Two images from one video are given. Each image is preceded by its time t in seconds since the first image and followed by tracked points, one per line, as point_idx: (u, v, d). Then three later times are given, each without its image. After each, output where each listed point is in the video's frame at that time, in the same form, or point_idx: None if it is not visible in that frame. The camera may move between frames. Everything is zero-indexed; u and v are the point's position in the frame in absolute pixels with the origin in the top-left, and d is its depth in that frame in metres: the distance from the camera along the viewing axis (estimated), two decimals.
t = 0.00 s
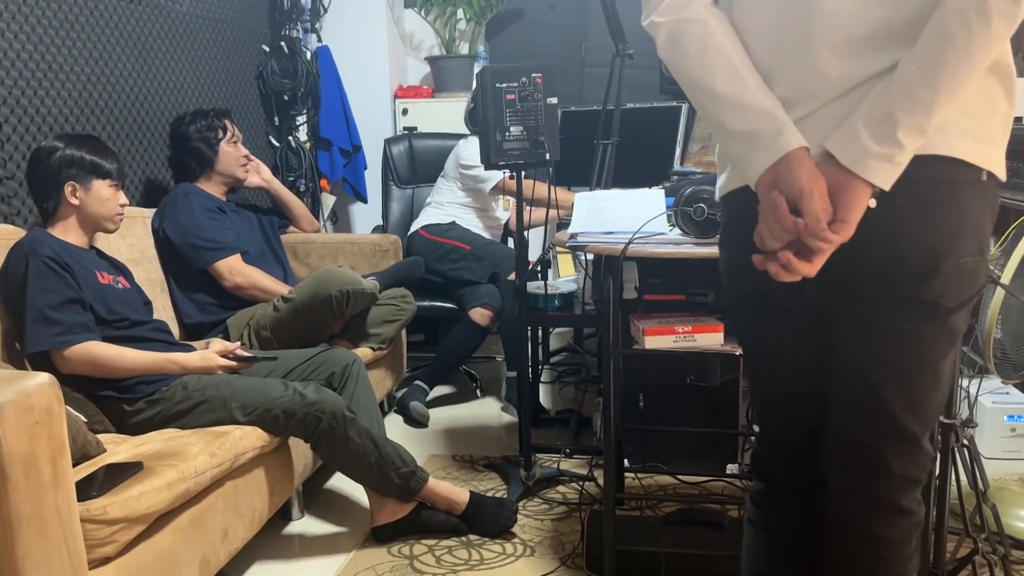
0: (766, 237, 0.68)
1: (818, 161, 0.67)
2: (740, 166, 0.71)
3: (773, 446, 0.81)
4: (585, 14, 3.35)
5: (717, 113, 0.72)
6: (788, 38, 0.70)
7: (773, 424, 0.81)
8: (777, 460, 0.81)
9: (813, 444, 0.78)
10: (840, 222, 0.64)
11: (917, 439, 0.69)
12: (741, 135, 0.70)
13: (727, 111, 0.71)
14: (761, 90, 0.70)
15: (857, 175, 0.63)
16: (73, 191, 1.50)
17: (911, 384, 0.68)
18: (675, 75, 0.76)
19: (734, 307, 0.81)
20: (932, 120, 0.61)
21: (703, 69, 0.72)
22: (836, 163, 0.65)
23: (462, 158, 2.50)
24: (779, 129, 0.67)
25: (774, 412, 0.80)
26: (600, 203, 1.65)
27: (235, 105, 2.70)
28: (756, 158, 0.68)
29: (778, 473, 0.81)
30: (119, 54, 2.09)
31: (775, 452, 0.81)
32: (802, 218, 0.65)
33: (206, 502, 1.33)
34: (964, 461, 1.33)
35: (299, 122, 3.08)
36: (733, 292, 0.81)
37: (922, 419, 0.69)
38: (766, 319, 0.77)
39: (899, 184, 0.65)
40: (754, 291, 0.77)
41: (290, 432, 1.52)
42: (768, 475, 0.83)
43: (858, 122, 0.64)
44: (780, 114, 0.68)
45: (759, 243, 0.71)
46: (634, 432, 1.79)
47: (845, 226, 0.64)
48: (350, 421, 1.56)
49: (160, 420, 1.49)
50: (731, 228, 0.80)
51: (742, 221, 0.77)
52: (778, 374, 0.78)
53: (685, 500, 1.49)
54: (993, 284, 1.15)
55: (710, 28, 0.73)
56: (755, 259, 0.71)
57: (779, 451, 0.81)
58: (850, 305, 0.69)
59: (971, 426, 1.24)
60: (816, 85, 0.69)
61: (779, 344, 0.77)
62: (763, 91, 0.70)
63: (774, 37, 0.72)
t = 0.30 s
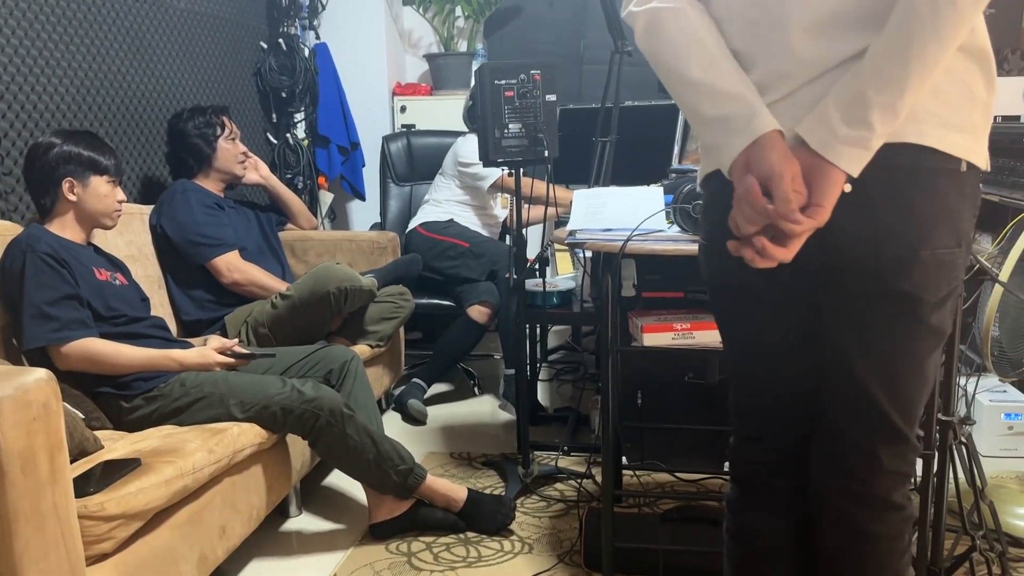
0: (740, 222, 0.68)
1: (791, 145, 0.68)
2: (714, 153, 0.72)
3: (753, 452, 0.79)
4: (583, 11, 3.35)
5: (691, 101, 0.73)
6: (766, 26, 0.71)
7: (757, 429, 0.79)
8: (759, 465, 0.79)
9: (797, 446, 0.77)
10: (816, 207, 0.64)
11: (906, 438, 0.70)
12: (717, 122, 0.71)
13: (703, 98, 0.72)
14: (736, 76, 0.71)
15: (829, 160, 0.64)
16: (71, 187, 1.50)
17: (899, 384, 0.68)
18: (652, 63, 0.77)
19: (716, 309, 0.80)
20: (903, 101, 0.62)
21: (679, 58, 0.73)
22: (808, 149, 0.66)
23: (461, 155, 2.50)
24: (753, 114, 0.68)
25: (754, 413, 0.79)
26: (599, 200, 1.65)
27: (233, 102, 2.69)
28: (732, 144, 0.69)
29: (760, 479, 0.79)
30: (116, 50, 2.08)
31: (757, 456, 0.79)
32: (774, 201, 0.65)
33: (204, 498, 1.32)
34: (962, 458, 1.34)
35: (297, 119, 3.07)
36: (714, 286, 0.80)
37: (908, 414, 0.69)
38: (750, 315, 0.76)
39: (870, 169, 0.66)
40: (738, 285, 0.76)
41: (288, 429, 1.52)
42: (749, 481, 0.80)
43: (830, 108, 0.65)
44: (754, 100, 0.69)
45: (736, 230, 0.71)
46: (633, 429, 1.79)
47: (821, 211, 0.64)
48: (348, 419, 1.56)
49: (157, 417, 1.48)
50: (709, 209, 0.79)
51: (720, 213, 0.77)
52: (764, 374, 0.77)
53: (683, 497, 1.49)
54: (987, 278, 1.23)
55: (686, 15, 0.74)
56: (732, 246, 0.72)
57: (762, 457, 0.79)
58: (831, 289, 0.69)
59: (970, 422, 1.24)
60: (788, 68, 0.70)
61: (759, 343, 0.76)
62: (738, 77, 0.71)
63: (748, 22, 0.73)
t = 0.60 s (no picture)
0: (705, 217, 0.67)
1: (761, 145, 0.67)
2: (689, 151, 0.72)
3: (747, 455, 0.80)
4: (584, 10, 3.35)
5: (668, 101, 0.74)
6: (746, 26, 0.72)
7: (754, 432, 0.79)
8: (753, 469, 0.79)
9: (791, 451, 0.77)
10: (783, 203, 0.63)
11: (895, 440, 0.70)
12: (686, 120, 0.71)
13: (678, 98, 0.72)
14: (708, 76, 0.72)
15: (794, 155, 0.63)
16: (82, 191, 1.50)
17: (889, 388, 0.69)
18: (636, 69, 0.80)
19: (711, 314, 0.81)
20: (866, 92, 0.61)
21: (658, 59, 0.76)
22: (776, 145, 0.65)
23: (461, 154, 2.50)
24: (717, 110, 0.68)
25: (748, 416, 0.79)
26: (600, 200, 1.65)
27: (234, 101, 2.69)
28: (699, 140, 0.70)
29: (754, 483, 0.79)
30: (118, 49, 2.09)
31: (750, 459, 0.79)
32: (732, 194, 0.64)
33: (206, 497, 1.33)
34: (962, 458, 1.34)
35: (298, 118, 3.08)
36: (709, 291, 0.80)
37: (894, 416, 0.70)
38: (746, 316, 0.76)
39: (837, 163, 0.66)
40: (732, 294, 0.77)
41: (289, 428, 1.53)
42: (744, 485, 0.80)
43: (796, 106, 0.64)
44: (720, 97, 0.69)
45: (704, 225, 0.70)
46: (633, 428, 1.80)
47: (788, 206, 0.63)
48: (349, 417, 1.56)
49: (159, 416, 1.49)
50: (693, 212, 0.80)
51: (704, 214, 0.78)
52: (760, 377, 0.77)
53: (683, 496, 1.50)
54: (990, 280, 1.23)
55: (666, 23, 0.77)
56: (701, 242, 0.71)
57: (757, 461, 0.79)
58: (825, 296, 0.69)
59: (970, 422, 1.24)
60: (761, 68, 0.71)
61: (753, 344, 0.77)
62: (713, 79, 0.71)
63: (729, 26, 0.74)
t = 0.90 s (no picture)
0: (696, 214, 0.67)
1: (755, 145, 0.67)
2: (688, 152, 0.73)
3: (756, 455, 0.81)
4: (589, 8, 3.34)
5: (668, 103, 0.75)
6: (744, 24, 0.72)
7: (761, 432, 0.80)
8: (764, 469, 0.80)
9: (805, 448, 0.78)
10: (775, 202, 0.63)
11: (902, 438, 0.70)
12: (685, 121, 0.72)
13: (676, 101, 0.73)
14: (705, 76, 0.72)
15: (786, 155, 0.63)
16: (101, 198, 1.51)
17: (897, 387, 0.69)
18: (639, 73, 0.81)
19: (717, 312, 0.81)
20: (859, 92, 0.61)
21: (657, 63, 0.77)
22: (769, 144, 0.65)
23: (467, 153, 2.50)
24: (714, 110, 0.69)
25: (757, 415, 0.80)
26: (606, 199, 1.65)
27: (241, 100, 2.70)
28: (697, 141, 0.70)
29: (765, 482, 0.80)
30: (124, 49, 2.09)
31: (759, 459, 0.80)
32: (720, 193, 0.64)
33: (213, 495, 1.34)
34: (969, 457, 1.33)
35: (304, 117, 3.08)
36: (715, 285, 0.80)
37: (907, 416, 0.70)
38: (750, 314, 0.77)
39: (832, 163, 0.66)
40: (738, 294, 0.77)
41: (295, 426, 1.53)
42: (755, 486, 0.81)
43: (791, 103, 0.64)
44: (716, 97, 0.70)
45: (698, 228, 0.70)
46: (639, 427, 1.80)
47: (779, 206, 0.63)
48: (355, 416, 1.57)
49: (166, 414, 1.49)
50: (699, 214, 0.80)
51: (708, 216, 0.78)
52: (768, 375, 0.78)
53: (689, 495, 1.50)
54: (997, 278, 1.26)
55: (666, 26, 0.78)
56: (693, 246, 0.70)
57: (769, 461, 0.79)
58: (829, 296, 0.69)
59: (977, 422, 1.23)
60: (757, 67, 0.71)
61: (768, 344, 0.77)
62: (712, 79, 0.72)
63: (727, 26, 0.75)
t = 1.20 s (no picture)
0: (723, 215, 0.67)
1: (785, 146, 0.67)
2: (715, 152, 0.72)
3: (776, 452, 0.82)
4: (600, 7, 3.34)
5: (694, 103, 0.74)
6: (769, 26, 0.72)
7: (779, 427, 0.81)
8: (782, 465, 0.81)
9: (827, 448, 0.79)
10: (801, 204, 0.63)
11: (954, 440, 0.66)
12: (712, 121, 0.72)
13: (703, 100, 0.73)
14: (733, 78, 0.72)
15: (816, 157, 0.62)
16: (113, 195, 1.53)
17: (945, 387, 0.65)
18: (663, 72, 0.81)
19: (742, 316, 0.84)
20: (892, 95, 0.60)
21: (683, 64, 0.76)
22: (798, 146, 0.64)
23: (477, 152, 2.50)
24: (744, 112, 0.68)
25: (779, 414, 0.81)
26: (616, 198, 1.65)
27: (253, 100, 2.71)
28: (725, 142, 0.70)
29: (782, 479, 0.82)
30: (137, 49, 2.11)
31: (777, 455, 0.82)
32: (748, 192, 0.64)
33: (228, 493, 1.35)
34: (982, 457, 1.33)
35: (315, 116, 3.09)
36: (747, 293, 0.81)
37: (954, 422, 0.66)
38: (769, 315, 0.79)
39: (864, 164, 0.65)
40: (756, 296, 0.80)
41: (307, 425, 1.54)
42: (773, 483, 0.83)
43: (823, 104, 0.63)
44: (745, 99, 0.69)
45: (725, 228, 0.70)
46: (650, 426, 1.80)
47: (806, 208, 0.63)
48: (367, 415, 1.58)
49: (180, 413, 1.51)
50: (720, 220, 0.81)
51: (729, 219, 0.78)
52: (792, 371, 0.79)
53: (699, 494, 1.50)
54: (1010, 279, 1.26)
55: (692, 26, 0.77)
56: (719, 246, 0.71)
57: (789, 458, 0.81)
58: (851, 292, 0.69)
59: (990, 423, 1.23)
60: (785, 69, 0.71)
61: (795, 347, 0.78)
62: (739, 79, 0.72)
63: (756, 29, 0.74)
